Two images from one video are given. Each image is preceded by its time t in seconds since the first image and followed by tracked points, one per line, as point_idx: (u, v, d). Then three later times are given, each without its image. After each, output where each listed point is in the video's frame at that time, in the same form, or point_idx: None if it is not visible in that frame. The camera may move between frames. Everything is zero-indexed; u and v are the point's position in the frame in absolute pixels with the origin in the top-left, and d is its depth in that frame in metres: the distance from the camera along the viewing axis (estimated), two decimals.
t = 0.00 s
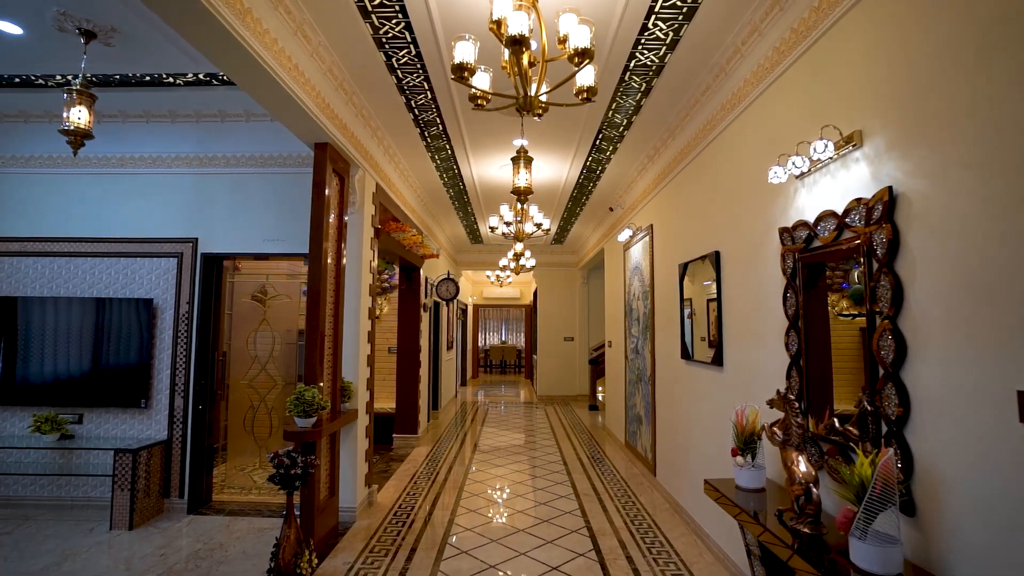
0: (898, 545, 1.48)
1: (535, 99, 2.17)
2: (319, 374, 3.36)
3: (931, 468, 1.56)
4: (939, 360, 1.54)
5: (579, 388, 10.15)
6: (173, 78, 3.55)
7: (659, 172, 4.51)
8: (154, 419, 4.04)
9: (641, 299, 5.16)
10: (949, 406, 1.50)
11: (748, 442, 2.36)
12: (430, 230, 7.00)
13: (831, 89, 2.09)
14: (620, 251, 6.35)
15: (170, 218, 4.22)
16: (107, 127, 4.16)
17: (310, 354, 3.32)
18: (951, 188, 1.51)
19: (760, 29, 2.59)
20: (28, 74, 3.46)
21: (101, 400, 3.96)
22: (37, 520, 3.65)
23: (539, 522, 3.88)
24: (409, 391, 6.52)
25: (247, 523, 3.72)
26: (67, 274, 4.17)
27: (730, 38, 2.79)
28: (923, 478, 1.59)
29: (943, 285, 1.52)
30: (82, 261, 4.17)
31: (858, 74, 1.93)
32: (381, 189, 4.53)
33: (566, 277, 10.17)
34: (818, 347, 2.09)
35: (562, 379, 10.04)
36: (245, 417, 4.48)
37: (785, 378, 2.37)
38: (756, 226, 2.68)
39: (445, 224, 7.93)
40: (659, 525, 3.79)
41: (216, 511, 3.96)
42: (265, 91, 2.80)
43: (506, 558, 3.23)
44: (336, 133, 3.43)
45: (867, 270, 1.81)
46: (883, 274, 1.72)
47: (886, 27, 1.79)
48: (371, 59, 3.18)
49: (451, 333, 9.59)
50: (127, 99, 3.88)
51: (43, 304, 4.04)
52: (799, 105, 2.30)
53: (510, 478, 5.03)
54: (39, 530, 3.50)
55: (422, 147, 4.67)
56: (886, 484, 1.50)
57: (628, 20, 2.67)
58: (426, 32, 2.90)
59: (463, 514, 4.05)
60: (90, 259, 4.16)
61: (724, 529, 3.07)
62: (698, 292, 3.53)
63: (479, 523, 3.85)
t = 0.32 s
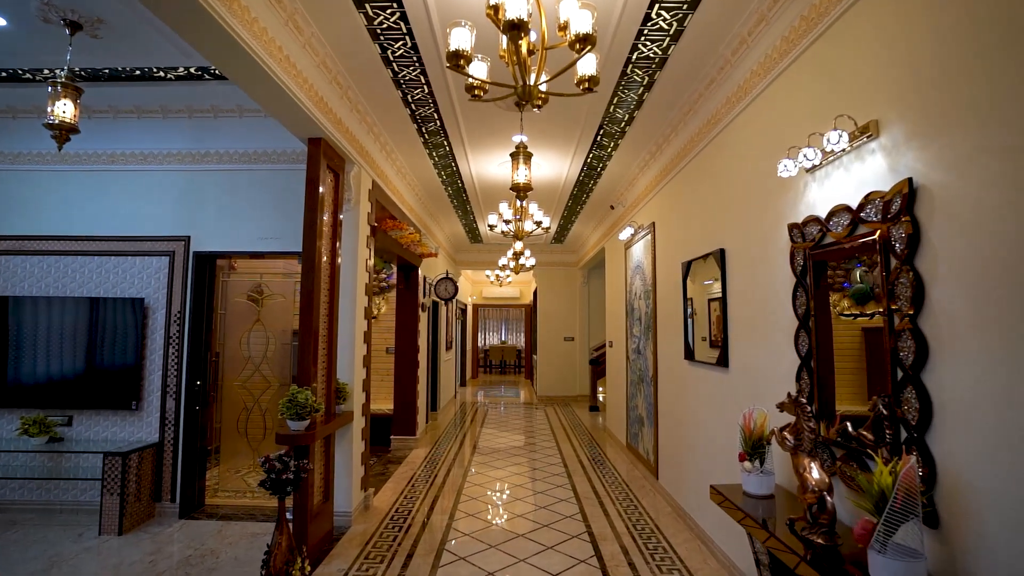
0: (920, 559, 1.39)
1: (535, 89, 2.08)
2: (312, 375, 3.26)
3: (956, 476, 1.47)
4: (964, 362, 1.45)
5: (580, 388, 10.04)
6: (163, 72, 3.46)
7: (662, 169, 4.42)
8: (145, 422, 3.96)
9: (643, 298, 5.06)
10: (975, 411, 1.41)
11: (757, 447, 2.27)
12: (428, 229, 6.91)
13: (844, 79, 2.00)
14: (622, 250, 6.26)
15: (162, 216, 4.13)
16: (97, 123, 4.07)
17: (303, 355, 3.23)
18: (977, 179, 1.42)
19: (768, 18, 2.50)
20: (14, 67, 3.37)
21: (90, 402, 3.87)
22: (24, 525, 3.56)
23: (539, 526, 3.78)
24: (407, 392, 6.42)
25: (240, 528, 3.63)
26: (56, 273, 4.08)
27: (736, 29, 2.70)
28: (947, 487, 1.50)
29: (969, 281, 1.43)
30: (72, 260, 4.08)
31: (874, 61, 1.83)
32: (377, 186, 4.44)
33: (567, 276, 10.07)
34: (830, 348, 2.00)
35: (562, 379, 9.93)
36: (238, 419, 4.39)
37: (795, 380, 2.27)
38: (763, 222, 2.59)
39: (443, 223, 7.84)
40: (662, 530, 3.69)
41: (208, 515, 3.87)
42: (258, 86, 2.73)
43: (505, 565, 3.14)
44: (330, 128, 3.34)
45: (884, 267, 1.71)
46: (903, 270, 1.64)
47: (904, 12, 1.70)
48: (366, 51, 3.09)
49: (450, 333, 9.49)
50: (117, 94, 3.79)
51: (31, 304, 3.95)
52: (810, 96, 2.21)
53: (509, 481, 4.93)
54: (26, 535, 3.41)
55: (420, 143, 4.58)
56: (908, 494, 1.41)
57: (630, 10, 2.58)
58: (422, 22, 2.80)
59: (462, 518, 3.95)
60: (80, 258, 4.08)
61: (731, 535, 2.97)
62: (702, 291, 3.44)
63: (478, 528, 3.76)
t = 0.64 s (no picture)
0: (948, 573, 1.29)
1: (534, 75, 1.99)
2: (305, 376, 3.16)
3: (986, 486, 1.37)
4: (994, 363, 1.35)
5: (580, 388, 9.94)
6: (153, 64, 3.37)
7: (665, 165, 4.32)
8: (136, 423, 3.85)
9: (644, 297, 4.97)
10: (1007, 416, 1.31)
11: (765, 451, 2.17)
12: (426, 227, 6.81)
13: (859, 66, 1.90)
14: (623, 248, 6.17)
15: (152, 213, 4.03)
16: (87, 117, 3.98)
17: (295, 355, 3.13)
18: (1010, 166, 1.32)
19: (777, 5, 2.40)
20: None
21: (79, 404, 3.78)
22: (10, 530, 3.46)
23: (539, 530, 3.69)
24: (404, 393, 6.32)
25: (231, 533, 3.53)
26: (44, 271, 3.98)
27: (743, 17, 2.60)
28: (976, 496, 1.40)
29: (1000, 276, 1.33)
30: (60, 258, 3.99)
31: (893, 44, 1.73)
32: (374, 182, 4.35)
33: (567, 276, 9.97)
34: (844, 348, 1.91)
35: (562, 379, 9.83)
36: (231, 421, 4.29)
37: (806, 381, 2.18)
38: (772, 217, 2.50)
39: (442, 221, 7.75)
40: (665, 534, 3.59)
41: (199, 519, 3.78)
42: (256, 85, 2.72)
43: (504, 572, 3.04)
44: (324, 121, 3.24)
45: (903, 261, 1.62)
46: (924, 265, 1.54)
47: None
48: (360, 42, 2.99)
49: (449, 333, 9.40)
50: (106, 88, 3.70)
51: (19, 304, 3.86)
52: (823, 85, 2.12)
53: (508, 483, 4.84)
54: (11, 541, 3.32)
55: (417, 139, 4.49)
56: (935, 504, 1.31)
57: None
58: (417, 10, 2.70)
59: (460, 522, 3.86)
60: (69, 255, 3.98)
61: (737, 541, 2.88)
62: (706, 289, 3.34)
63: (476, 532, 3.66)
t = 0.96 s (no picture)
0: None
1: (534, 60, 1.88)
2: (296, 377, 3.06)
3: None
4: None
5: (581, 389, 9.83)
6: (140, 55, 3.26)
7: (668, 160, 4.22)
8: (124, 425, 3.77)
9: (647, 296, 4.86)
10: None
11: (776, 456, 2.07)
12: (424, 225, 6.71)
13: (876, 50, 1.80)
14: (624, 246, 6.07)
15: (142, 209, 3.93)
16: (75, 111, 3.88)
17: (286, 354, 3.02)
18: None
19: None
20: None
21: (66, 405, 3.68)
22: None
23: (539, 535, 3.59)
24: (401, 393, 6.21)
25: (222, 538, 3.43)
26: (30, 270, 3.88)
27: (751, 4, 2.50)
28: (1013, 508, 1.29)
29: None
30: (47, 255, 3.88)
31: (914, 24, 1.62)
32: (369, 178, 4.25)
33: (567, 275, 9.86)
34: (861, 348, 1.81)
35: (563, 380, 9.73)
36: (223, 423, 4.18)
37: (819, 382, 2.08)
38: (782, 212, 2.40)
39: (441, 219, 7.65)
40: (668, 540, 3.49)
41: (190, 524, 3.67)
42: (250, 80, 2.66)
43: None
44: (316, 114, 3.14)
45: (928, 255, 1.51)
46: (952, 258, 1.43)
47: None
48: (354, 30, 2.88)
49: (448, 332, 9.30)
50: (94, 80, 3.59)
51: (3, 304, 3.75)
52: (836, 72, 2.02)
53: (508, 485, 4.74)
54: None
55: (414, 133, 4.38)
56: (968, 516, 1.20)
57: None
58: None
59: (457, 526, 3.75)
60: (56, 253, 3.88)
61: (744, 548, 2.77)
62: (711, 287, 3.24)
63: (474, 537, 3.56)
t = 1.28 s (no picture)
0: None
1: (534, 43, 1.77)
2: (287, 378, 2.95)
3: None
4: None
5: (581, 389, 9.73)
6: (126, 46, 3.15)
7: (671, 155, 4.11)
8: (112, 428, 3.66)
9: (649, 295, 4.75)
10: None
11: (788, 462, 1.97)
12: (422, 223, 6.60)
13: (897, 33, 1.69)
14: (625, 244, 5.96)
15: (131, 206, 3.83)
16: (63, 105, 3.78)
17: (276, 355, 2.91)
18: None
19: None
20: None
21: (52, 408, 3.57)
22: None
23: (540, 541, 3.48)
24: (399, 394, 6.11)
25: (212, 545, 3.33)
26: (16, 268, 3.78)
27: None
28: None
29: None
30: (33, 253, 3.78)
31: (942, 1, 1.51)
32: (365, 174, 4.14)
33: (567, 274, 9.75)
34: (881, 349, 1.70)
35: (563, 380, 9.62)
36: (215, 425, 4.07)
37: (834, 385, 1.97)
38: (793, 206, 2.29)
39: (439, 217, 7.54)
40: (672, 546, 3.38)
41: (179, 529, 3.57)
42: (237, 69, 2.55)
43: None
44: (308, 106, 3.03)
45: (958, 249, 1.41)
46: (986, 251, 1.33)
47: None
48: (346, 19, 2.77)
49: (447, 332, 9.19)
50: (80, 73, 3.49)
51: None
52: (852, 57, 1.91)
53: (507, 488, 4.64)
54: None
55: (410, 128, 4.27)
56: (1012, 532, 1.09)
57: None
58: None
59: (455, 531, 3.65)
60: (43, 251, 3.78)
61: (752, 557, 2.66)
62: (716, 286, 3.13)
63: (472, 543, 3.45)
